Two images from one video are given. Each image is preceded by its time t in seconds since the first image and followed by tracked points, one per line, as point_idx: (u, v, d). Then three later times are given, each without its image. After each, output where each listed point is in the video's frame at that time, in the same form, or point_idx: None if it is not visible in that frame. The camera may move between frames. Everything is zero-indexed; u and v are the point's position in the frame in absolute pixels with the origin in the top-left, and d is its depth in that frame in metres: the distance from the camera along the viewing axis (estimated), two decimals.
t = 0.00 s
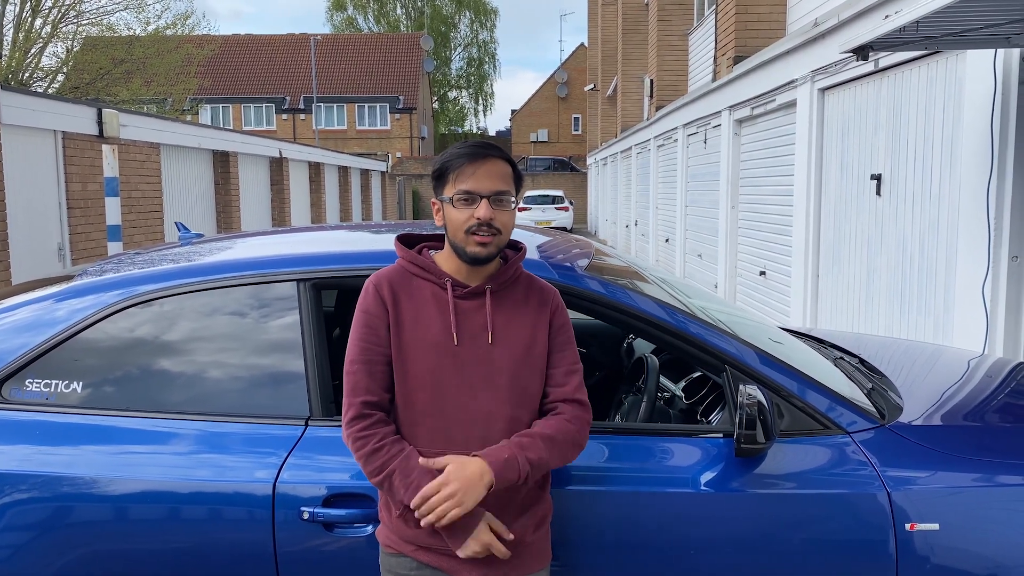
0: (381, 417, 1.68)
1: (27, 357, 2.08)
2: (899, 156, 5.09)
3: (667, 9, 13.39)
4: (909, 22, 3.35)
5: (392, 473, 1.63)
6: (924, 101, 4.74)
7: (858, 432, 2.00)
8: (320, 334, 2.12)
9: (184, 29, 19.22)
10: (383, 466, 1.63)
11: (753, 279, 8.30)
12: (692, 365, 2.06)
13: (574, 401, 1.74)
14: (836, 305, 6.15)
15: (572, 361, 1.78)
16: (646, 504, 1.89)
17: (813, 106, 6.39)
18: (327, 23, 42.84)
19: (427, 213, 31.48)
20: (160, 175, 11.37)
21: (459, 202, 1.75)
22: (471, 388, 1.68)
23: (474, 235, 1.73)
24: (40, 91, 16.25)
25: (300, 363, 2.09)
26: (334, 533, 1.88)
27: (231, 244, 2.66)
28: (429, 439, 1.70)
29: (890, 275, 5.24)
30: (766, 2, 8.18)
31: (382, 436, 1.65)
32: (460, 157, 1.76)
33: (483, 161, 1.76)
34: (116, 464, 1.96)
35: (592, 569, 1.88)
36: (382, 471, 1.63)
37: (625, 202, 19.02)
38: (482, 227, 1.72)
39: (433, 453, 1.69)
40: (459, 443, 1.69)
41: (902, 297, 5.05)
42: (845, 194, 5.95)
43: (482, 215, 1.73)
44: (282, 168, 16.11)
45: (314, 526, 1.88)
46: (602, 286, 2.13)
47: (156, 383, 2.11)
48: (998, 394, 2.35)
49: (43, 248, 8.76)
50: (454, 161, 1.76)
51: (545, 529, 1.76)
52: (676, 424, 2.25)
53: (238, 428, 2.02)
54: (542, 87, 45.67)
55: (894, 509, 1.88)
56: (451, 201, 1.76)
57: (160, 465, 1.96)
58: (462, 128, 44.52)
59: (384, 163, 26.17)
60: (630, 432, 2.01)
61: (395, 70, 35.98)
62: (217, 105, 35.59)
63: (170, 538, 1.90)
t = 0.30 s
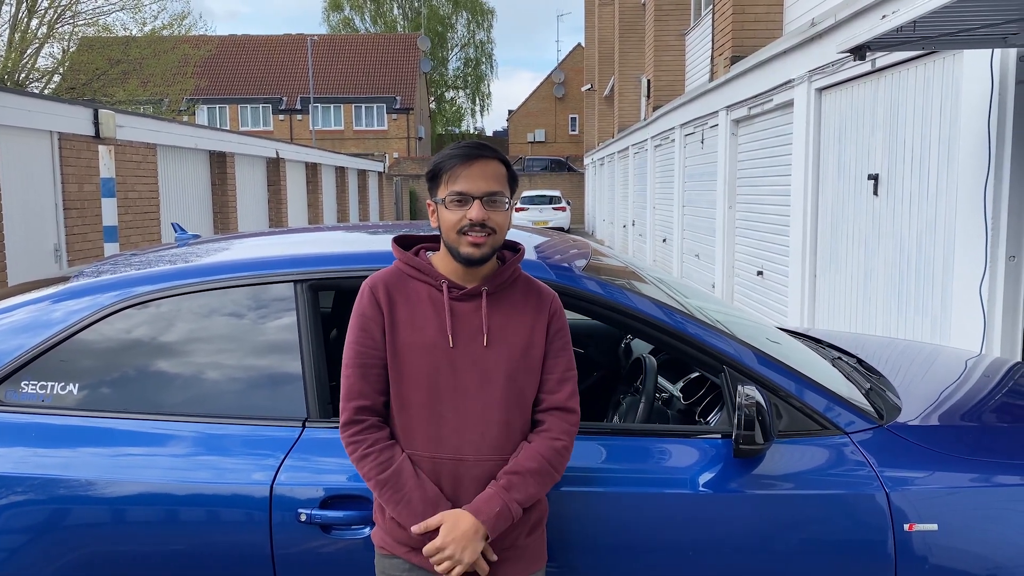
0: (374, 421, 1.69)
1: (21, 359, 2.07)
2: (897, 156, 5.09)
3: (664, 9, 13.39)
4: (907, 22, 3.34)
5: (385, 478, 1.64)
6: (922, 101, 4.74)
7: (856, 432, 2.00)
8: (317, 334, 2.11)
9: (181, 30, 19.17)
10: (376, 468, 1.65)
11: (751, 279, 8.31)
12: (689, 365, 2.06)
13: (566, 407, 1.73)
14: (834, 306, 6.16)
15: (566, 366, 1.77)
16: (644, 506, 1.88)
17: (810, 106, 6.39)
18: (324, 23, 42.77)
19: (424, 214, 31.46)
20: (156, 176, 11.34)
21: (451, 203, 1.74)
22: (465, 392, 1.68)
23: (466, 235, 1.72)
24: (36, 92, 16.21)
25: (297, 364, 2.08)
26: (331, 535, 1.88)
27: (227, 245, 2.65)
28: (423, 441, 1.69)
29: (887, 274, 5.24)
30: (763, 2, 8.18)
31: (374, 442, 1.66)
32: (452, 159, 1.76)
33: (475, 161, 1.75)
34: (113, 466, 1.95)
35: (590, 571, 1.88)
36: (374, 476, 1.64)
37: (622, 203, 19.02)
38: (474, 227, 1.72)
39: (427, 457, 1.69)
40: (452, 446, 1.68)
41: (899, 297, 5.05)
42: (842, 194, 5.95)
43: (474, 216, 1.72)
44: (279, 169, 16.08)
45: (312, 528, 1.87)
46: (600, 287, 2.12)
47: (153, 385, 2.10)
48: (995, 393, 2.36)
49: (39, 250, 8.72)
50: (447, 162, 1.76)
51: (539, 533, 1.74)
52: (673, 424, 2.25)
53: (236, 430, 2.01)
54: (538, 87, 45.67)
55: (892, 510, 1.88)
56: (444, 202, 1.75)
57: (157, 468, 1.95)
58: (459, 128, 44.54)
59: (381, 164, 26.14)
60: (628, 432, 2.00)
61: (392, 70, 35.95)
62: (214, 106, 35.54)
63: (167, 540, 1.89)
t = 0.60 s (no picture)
0: (372, 424, 1.69)
1: (17, 360, 2.06)
2: (894, 155, 5.09)
3: (661, 9, 13.40)
4: (904, 22, 3.35)
5: (384, 482, 1.63)
6: (918, 100, 4.74)
7: (854, 432, 2.00)
8: (314, 335, 2.11)
9: (177, 30, 19.15)
10: (374, 471, 1.64)
11: (748, 279, 8.32)
12: (687, 365, 2.06)
13: (565, 407, 1.73)
14: (831, 305, 6.16)
15: (564, 365, 1.76)
16: (642, 506, 1.88)
17: (807, 106, 6.40)
18: (320, 23, 42.74)
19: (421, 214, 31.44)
20: (153, 176, 11.32)
21: (445, 202, 1.74)
22: (462, 394, 1.68)
23: (461, 234, 1.72)
24: (32, 92, 16.19)
25: (293, 365, 2.07)
26: (328, 536, 1.87)
27: (224, 245, 2.64)
28: (421, 443, 1.69)
29: (884, 274, 5.25)
30: (759, 2, 8.19)
31: (371, 445, 1.66)
32: (446, 158, 1.75)
33: (469, 160, 1.75)
34: (109, 467, 1.94)
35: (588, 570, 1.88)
36: (372, 479, 1.64)
37: (619, 203, 19.02)
38: (469, 226, 1.71)
39: (425, 460, 1.69)
40: (451, 448, 1.68)
41: (896, 296, 5.05)
42: (839, 194, 5.96)
43: (469, 215, 1.72)
44: (276, 169, 16.07)
45: (308, 529, 1.86)
46: (597, 287, 2.12)
47: (150, 386, 2.09)
48: (992, 392, 2.36)
49: (35, 250, 8.69)
50: (441, 161, 1.75)
51: (538, 535, 1.74)
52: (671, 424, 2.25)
53: (233, 431, 2.01)
54: (535, 87, 45.67)
55: (890, 510, 1.88)
56: (438, 202, 1.75)
57: (155, 469, 1.94)
58: (456, 129, 44.53)
59: (378, 164, 26.12)
60: (626, 432, 2.00)
61: (389, 70, 35.94)
62: (211, 106, 35.49)
63: (164, 542, 1.88)
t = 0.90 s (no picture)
0: (367, 425, 1.69)
1: (12, 362, 2.05)
2: (890, 155, 5.10)
3: (658, 9, 13.40)
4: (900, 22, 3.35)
5: (379, 483, 1.63)
6: (915, 100, 4.74)
7: (851, 432, 2.00)
8: (311, 336, 2.10)
9: (174, 30, 19.13)
10: (370, 472, 1.64)
11: (745, 279, 8.33)
12: (684, 365, 2.06)
13: (561, 407, 1.73)
14: (828, 305, 6.17)
15: (560, 365, 1.76)
16: (639, 507, 1.88)
17: (803, 106, 6.40)
18: (317, 23, 42.67)
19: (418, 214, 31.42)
20: (149, 176, 11.31)
21: (442, 203, 1.73)
22: (458, 395, 1.67)
23: (457, 235, 1.71)
24: (28, 92, 16.14)
25: (290, 366, 2.07)
26: (325, 538, 1.86)
27: (220, 245, 2.63)
28: (416, 444, 1.68)
29: (881, 274, 5.25)
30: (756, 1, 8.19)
31: (366, 446, 1.66)
32: (442, 159, 1.75)
33: (465, 161, 1.74)
34: (106, 469, 1.93)
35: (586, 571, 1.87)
36: (367, 480, 1.63)
37: (616, 202, 19.02)
38: (465, 227, 1.71)
39: (420, 461, 1.68)
40: (446, 450, 1.67)
41: (893, 296, 5.06)
42: (835, 193, 5.96)
43: (465, 216, 1.71)
44: (272, 169, 16.04)
45: (305, 531, 1.86)
46: (594, 287, 2.12)
47: (147, 387, 2.09)
48: (989, 392, 2.36)
49: (31, 250, 8.67)
50: (437, 162, 1.75)
51: (533, 537, 1.73)
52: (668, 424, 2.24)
53: (230, 432, 2.00)
54: (532, 88, 45.65)
55: (888, 510, 1.87)
56: (434, 202, 1.74)
57: (152, 470, 1.93)
58: (453, 129, 44.52)
59: (375, 164, 26.10)
60: (623, 433, 2.00)
61: (386, 70, 35.91)
62: (207, 107, 35.44)
63: (161, 544, 1.88)
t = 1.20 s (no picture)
0: (365, 425, 1.68)
1: (7, 362, 2.05)
2: (887, 154, 5.11)
3: (655, 8, 13.40)
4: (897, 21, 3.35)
5: (377, 484, 1.63)
6: (912, 99, 4.75)
7: (848, 432, 2.00)
8: (307, 336, 2.10)
9: (170, 30, 19.09)
10: (368, 473, 1.63)
11: (742, 278, 8.33)
12: (682, 365, 2.05)
13: (558, 407, 1.72)
14: (825, 304, 6.17)
15: (557, 365, 1.76)
16: (637, 506, 1.87)
17: (801, 105, 6.40)
18: (314, 23, 42.61)
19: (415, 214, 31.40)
20: (146, 176, 11.28)
21: (439, 203, 1.73)
22: (455, 394, 1.67)
23: (455, 234, 1.71)
24: (24, 92, 16.11)
25: (287, 367, 2.06)
26: (322, 538, 1.86)
27: (218, 246, 2.62)
28: (413, 444, 1.68)
29: (879, 273, 5.25)
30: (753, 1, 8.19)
31: (363, 446, 1.65)
32: (439, 159, 1.74)
33: (462, 160, 1.74)
34: (104, 471, 1.93)
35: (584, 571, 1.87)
36: (365, 481, 1.63)
37: (613, 202, 19.04)
38: (463, 226, 1.71)
39: (417, 461, 1.68)
40: (444, 450, 1.67)
41: (890, 295, 5.06)
42: (833, 193, 5.97)
43: (463, 215, 1.71)
44: (269, 169, 16.02)
45: (302, 532, 1.85)
46: (591, 287, 2.11)
47: (144, 387, 2.08)
48: (986, 391, 2.36)
49: (27, 250, 8.65)
50: (434, 162, 1.74)
51: (531, 537, 1.73)
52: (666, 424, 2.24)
53: (228, 433, 1.99)
54: (529, 87, 45.66)
55: (885, 509, 1.87)
56: (432, 202, 1.74)
57: (150, 471, 1.92)
58: (450, 128, 44.50)
59: (372, 163, 26.09)
60: (620, 433, 2.00)
61: (383, 70, 35.88)
62: (204, 107, 35.39)
63: (159, 546, 1.87)
